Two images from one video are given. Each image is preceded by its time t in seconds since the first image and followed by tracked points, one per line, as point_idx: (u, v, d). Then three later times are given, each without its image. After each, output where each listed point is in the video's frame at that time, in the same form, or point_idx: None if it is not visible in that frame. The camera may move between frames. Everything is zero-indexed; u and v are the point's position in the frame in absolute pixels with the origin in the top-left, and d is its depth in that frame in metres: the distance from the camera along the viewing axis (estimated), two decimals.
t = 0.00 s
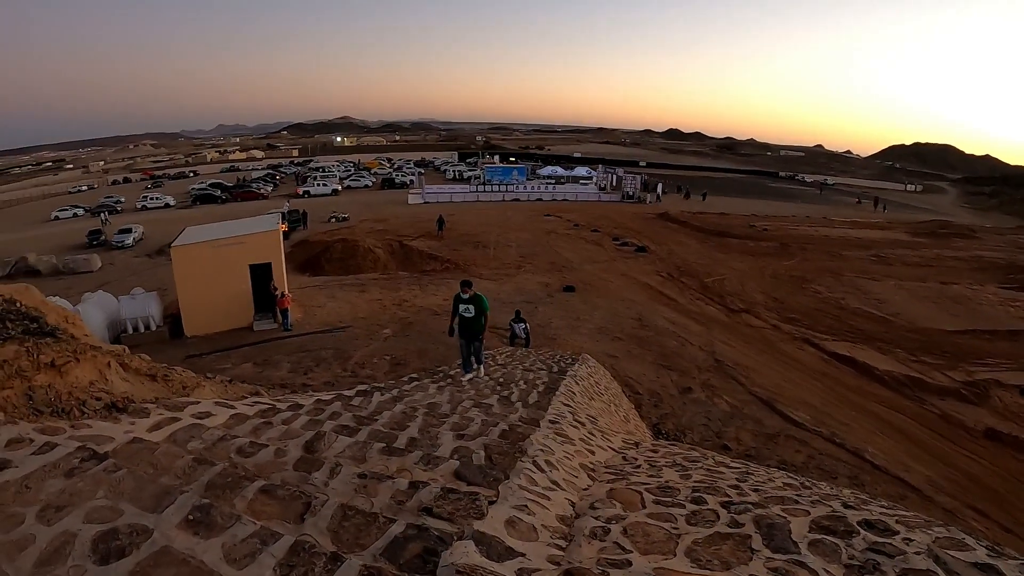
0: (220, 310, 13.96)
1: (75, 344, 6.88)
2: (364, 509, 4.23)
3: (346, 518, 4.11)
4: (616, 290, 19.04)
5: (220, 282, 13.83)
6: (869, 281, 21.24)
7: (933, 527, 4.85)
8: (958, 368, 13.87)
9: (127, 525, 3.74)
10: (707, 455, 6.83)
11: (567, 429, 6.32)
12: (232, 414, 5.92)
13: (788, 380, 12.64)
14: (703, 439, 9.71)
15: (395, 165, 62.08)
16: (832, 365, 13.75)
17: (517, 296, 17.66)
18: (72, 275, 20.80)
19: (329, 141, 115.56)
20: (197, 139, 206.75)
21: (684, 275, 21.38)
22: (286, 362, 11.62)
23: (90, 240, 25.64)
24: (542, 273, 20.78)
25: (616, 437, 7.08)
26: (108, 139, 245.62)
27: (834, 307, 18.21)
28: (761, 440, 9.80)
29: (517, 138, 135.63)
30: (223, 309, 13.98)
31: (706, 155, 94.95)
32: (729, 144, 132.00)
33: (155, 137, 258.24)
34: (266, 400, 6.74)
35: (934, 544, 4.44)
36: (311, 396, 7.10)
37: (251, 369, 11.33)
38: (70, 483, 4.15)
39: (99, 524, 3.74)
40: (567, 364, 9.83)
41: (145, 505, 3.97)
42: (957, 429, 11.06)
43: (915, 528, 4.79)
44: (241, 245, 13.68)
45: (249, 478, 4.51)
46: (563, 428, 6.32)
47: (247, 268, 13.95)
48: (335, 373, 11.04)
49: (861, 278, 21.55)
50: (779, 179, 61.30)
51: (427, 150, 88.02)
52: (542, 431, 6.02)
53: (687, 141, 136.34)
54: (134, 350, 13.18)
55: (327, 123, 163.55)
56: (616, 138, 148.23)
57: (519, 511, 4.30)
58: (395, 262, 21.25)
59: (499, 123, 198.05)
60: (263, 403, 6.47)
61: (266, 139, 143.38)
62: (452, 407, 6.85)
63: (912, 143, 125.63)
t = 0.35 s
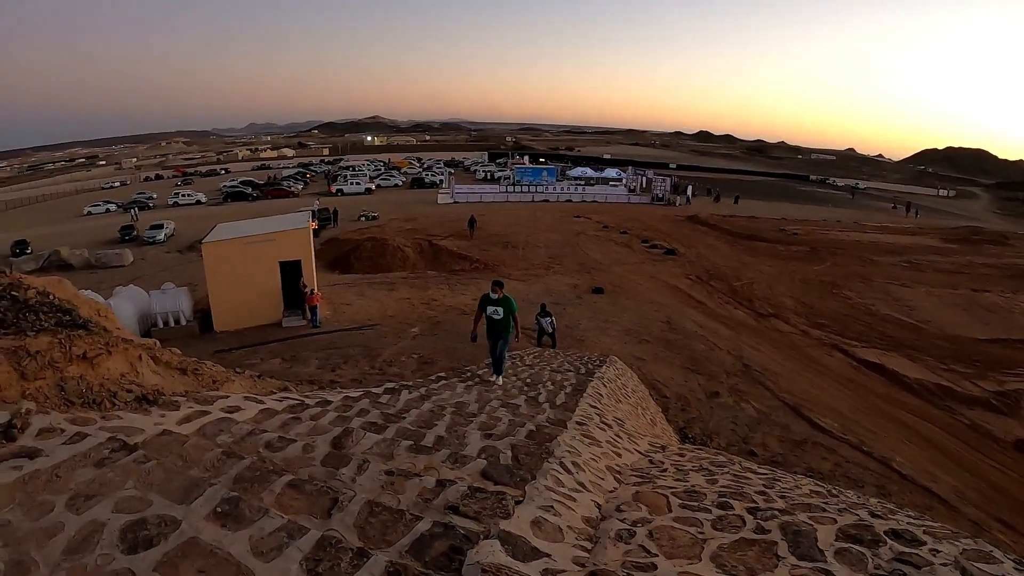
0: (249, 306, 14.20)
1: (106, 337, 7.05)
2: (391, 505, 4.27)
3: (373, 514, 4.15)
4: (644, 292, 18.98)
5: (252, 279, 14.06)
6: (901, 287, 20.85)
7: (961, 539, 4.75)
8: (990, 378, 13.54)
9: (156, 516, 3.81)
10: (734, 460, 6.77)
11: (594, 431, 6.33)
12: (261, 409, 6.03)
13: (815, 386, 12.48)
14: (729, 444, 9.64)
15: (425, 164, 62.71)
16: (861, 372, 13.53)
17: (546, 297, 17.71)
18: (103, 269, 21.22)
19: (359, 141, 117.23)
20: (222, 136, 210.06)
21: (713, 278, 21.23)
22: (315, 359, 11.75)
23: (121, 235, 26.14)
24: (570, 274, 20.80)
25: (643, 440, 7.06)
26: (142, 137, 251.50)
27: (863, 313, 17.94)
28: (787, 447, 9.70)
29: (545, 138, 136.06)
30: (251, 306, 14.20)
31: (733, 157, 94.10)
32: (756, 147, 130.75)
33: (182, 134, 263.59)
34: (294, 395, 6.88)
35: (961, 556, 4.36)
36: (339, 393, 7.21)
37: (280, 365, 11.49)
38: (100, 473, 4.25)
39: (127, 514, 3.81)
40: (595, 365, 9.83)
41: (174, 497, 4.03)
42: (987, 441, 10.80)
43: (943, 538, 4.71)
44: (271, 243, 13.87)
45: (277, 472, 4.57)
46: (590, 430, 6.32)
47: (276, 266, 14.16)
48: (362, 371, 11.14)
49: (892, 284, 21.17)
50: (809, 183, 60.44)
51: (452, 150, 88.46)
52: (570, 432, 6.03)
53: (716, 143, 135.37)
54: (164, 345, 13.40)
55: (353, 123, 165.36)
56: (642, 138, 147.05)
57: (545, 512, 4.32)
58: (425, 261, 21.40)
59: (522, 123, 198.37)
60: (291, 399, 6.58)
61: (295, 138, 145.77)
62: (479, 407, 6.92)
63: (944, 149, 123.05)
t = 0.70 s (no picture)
0: (279, 302, 14.42)
1: (138, 329, 7.19)
2: (417, 502, 4.31)
3: (399, 510, 4.19)
4: (673, 295, 18.90)
5: (284, 275, 14.29)
6: (933, 294, 20.43)
7: (989, 552, 4.67)
8: None
9: (184, 506, 3.89)
10: (761, 466, 6.71)
11: (621, 433, 6.33)
12: (290, 404, 6.14)
13: (843, 393, 12.33)
14: (755, 450, 9.56)
15: (454, 164, 63.14)
16: (890, 380, 13.31)
17: (574, 298, 17.76)
18: (135, 264, 21.69)
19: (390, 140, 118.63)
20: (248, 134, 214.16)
21: (742, 282, 21.05)
22: (343, 356, 11.91)
23: (154, 230, 26.70)
24: (599, 276, 20.80)
25: (669, 443, 7.04)
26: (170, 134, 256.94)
27: (894, 320, 17.64)
28: (815, 454, 9.59)
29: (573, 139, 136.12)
30: (282, 302, 14.44)
31: (761, 160, 93.03)
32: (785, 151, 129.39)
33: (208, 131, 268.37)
34: (323, 391, 7.01)
35: (989, 569, 4.28)
36: (367, 390, 7.31)
37: (308, 360, 11.65)
38: (130, 463, 4.35)
39: (156, 503, 3.90)
40: (623, 368, 9.83)
41: (203, 488, 4.11)
42: (1019, 452, 10.55)
43: (969, 550, 4.63)
44: (302, 240, 14.09)
45: (305, 467, 4.64)
46: (617, 431, 6.33)
47: (307, 262, 14.37)
48: (390, 368, 11.25)
49: (924, 291, 20.76)
50: (841, 187, 59.50)
51: (478, 151, 88.84)
52: (597, 434, 6.04)
53: (744, 147, 134.04)
54: (194, 339, 13.66)
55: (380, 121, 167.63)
56: (668, 141, 146.02)
57: (570, 513, 4.33)
58: (455, 261, 21.54)
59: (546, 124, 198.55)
60: (320, 395, 6.70)
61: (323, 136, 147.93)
62: (507, 407, 6.99)
63: (978, 154, 120.17)
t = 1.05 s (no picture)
0: (310, 299, 14.65)
1: (172, 323, 7.34)
2: (445, 499, 4.37)
3: (427, 507, 4.25)
4: (704, 299, 18.79)
5: (315, 272, 14.52)
6: (969, 303, 19.93)
7: (1022, 567, 4.57)
8: None
9: (214, 497, 3.99)
10: (788, 473, 6.65)
11: (648, 435, 6.34)
12: (322, 400, 6.26)
13: (873, 401, 12.15)
14: (782, 457, 9.48)
15: (486, 164, 63.52)
16: (922, 389, 13.06)
17: (605, 300, 17.78)
18: (168, 258, 22.19)
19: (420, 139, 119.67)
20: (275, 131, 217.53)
21: (773, 286, 20.83)
22: (373, 353, 12.07)
23: (188, 225, 27.27)
24: (630, 278, 20.78)
25: (696, 447, 7.02)
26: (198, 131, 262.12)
27: (927, 328, 17.28)
28: (842, 462, 9.48)
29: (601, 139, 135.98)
30: (313, 299, 14.66)
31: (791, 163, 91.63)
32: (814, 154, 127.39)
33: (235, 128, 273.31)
34: (352, 388, 7.14)
35: None
36: (397, 388, 7.42)
37: (338, 357, 11.83)
38: (162, 453, 4.47)
39: (186, 493, 4.01)
40: (652, 371, 9.81)
41: (233, 480, 4.21)
42: None
43: (1001, 565, 4.54)
44: (335, 237, 14.31)
45: (335, 461, 4.73)
46: (645, 434, 6.34)
47: (339, 260, 14.60)
48: (419, 366, 11.37)
49: (959, 300, 20.28)
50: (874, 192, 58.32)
51: (505, 151, 89.08)
52: (625, 436, 6.07)
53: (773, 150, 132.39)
54: (226, 333, 13.92)
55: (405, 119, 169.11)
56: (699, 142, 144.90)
57: (596, 514, 4.36)
58: (485, 261, 21.67)
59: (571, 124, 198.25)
60: (351, 392, 6.82)
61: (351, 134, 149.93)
62: (536, 407, 7.05)
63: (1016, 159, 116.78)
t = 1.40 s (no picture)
0: (336, 295, 14.82)
1: (201, 317, 7.51)
2: (469, 497, 4.44)
3: (451, 504, 4.32)
4: (731, 301, 18.66)
5: (341, 268, 14.69)
6: (1003, 311, 19.46)
7: None
8: None
9: (240, 489, 4.09)
10: (813, 479, 6.60)
11: (673, 438, 6.35)
12: (349, 396, 6.37)
13: (900, 408, 11.96)
14: (807, 463, 9.40)
15: (513, 163, 63.66)
16: (952, 398, 12.81)
17: (633, 301, 17.77)
18: (198, 253, 22.62)
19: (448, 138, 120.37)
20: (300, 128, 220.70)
21: (802, 290, 20.60)
22: (400, 350, 12.20)
23: (217, 221, 27.73)
24: (658, 279, 20.71)
25: (721, 451, 7.00)
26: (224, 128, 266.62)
27: (959, 336, 16.94)
28: (868, 470, 9.36)
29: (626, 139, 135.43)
30: (339, 295, 14.83)
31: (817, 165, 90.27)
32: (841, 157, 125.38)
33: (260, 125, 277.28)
34: (379, 385, 7.26)
35: None
36: (423, 386, 7.52)
37: (365, 354, 11.98)
38: (189, 445, 4.59)
39: (212, 485, 4.11)
40: (678, 373, 9.79)
41: (259, 473, 4.32)
42: None
43: None
44: (361, 234, 14.44)
45: (361, 457, 4.82)
46: (669, 436, 6.35)
47: (365, 257, 14.75)
48: (446, 364, 11.47)
49: (992, 307, 19.81)
50: (905, 196, 57.17)
51: (529, 150, 89.12)
52: (649, 438, 6.08)
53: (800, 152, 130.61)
54: (255, 328, 14.18)
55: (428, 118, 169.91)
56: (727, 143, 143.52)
57: (619, 515, 4.39)
58: (513, 260, 21.73)
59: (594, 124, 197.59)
60: (377, 389, 6.93)
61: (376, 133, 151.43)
62: (561, 407, 7.10)
63: None
